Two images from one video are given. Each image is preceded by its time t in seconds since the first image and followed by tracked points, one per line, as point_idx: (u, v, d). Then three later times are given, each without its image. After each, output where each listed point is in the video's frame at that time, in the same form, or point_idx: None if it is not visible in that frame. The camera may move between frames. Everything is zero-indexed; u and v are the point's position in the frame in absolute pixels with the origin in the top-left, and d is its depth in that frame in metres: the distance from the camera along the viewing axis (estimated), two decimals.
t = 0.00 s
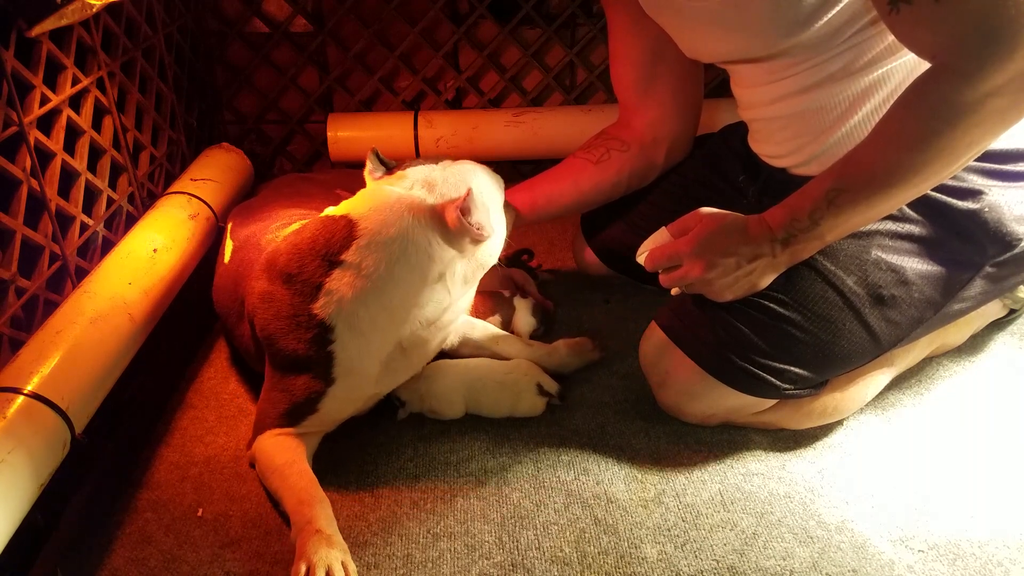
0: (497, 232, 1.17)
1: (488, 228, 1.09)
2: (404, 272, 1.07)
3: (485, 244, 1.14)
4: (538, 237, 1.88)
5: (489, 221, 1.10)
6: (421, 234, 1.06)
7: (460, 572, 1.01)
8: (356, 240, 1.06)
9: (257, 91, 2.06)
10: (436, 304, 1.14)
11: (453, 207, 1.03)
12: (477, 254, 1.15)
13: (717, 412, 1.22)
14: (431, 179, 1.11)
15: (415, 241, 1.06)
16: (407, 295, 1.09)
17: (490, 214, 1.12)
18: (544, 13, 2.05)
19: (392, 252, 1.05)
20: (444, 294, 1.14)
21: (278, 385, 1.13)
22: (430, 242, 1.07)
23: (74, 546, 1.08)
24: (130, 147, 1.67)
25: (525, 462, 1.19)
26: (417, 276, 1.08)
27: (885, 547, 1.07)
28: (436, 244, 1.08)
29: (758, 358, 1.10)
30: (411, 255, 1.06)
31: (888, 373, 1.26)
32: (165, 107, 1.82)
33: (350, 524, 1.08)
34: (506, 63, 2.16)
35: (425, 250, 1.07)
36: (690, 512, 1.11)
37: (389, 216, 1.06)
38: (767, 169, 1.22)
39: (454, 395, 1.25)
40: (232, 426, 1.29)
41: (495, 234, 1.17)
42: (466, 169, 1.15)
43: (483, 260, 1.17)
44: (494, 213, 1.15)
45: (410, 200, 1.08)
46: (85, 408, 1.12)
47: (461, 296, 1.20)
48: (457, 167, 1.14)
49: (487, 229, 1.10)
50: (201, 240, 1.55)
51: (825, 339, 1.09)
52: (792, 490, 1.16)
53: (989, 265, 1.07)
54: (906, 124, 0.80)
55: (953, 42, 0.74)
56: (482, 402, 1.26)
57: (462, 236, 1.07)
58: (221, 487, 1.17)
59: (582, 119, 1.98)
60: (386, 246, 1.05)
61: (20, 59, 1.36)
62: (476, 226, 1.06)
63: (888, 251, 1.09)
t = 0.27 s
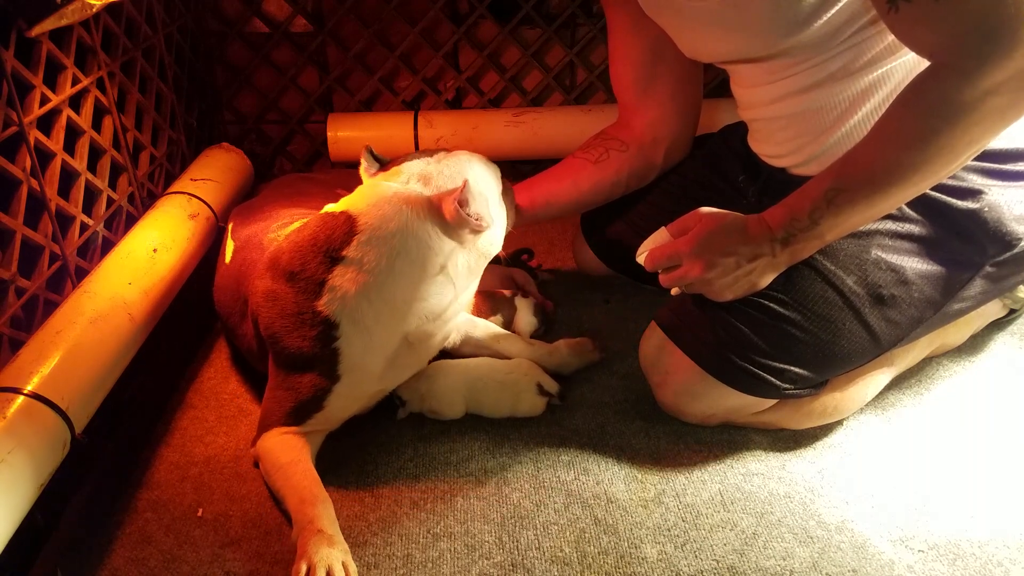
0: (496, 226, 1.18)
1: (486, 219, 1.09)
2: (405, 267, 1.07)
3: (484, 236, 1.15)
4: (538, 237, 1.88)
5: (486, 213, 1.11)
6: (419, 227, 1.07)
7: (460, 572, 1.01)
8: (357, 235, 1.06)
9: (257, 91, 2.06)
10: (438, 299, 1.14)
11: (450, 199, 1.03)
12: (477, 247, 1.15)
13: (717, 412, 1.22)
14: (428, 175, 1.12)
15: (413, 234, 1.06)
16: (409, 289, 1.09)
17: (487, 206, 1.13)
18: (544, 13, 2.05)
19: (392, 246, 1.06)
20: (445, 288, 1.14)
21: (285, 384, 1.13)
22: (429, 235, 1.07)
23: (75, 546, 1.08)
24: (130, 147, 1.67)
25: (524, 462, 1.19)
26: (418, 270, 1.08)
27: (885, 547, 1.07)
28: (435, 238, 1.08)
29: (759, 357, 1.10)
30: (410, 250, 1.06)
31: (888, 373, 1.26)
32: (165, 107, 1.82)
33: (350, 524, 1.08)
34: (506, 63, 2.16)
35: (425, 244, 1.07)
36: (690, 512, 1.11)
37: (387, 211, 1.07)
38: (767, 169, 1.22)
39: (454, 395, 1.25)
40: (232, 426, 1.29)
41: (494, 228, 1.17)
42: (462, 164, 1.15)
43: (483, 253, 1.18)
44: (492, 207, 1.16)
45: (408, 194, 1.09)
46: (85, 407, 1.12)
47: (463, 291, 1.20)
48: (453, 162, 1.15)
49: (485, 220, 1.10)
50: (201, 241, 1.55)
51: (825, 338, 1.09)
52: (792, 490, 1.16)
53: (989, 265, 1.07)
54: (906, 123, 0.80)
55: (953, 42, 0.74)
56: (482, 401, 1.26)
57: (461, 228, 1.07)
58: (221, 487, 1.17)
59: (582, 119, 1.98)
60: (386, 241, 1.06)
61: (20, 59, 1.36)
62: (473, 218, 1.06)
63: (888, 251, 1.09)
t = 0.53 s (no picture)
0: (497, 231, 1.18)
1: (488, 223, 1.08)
2: (407, 269, 1.06)
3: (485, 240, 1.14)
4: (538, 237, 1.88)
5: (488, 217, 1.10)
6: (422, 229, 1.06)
7: (460, 572, 1.01)
8: (359, 236, 1.06)
9: (257, 91, 2.06)
10: (439, 302, 1.13)
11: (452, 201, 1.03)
12: (478, 251, 1.15)
13: (717, 412, 1.22)
14: (431, 178, 1.12)
15: (416, 236, 1.05)
16: (410, 291, 1.08)
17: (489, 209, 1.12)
18: (544, 13, 2.05)
19: (394, 248, 1.05)
20: (447, 291, 1.13)
21: (286, 383, 1.13)
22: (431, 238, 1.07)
23: (75, 545, 1.08)
24: (130, 147, 1.67)
25: (524, 462, 1.19)
26: (420, 272, 1.07)
27: (885, 547, 1.07)
28: (438, 240, 1.07)
29: (759, 358, 1.10)
30: (412, 252, 1.06)
31: (888, 373, 1.26)
32: (166, 107, 1.82)
33: (350, 524, 1.08)
34: (506, 63, 2.16)
35: (427, 246, 1.06)
36: (690, 512, 1.11)
37: (390, 212, 1.07)
38: (767, 169, 1.22)
39: (454, 395, 1.24)
40: (232, 426, 1.29)
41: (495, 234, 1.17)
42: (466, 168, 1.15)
43: (485, 258, 1.17)
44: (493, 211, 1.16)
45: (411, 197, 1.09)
46: (85, 408, 1.12)
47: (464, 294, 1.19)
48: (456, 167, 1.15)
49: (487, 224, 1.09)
50: (201, 240, 1.55)
51: (825, 339, 1.09)
52: (792, 491, 1.16)
53: (989, 265, 1.08)
54: (905, 122, 0.80)
55: (952, 42, 0.74)
56: (482, 402, 1.25)
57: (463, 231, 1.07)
58: (221, 487, 1.17)
59: (582, 119, 1.97)
60: (388, 242, 1.05)
61: (20, 60, 1.36)
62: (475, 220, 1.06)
63: (889, 251, 1.09)
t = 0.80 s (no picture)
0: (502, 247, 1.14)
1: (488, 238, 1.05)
2: (399, 278, 1.05)
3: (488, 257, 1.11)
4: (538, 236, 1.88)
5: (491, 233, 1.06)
6: (416, 241, 1.04)
7: (460, 572, 1.01)
8: (354, 244, 1.06)
9: (257, 91, 2.06)
10: (434, 313, 1.12)
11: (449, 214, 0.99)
12: (479, 267, 1.11)
13: (717, 412, 1.22)
14: (435, 188, 1.09)
15: (409, 247, 1.04)
16: (403, 301, 1.07)
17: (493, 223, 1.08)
18: (544, 13, 2.05)
19: (386, 257, 1.04)
20: (442, 304, 1.11)
21: (285, 384, 1.13)
22: (426, 249, 1.05)
23: (75, 545, 1.08)
24: (130, 147, 1.67)
25: (524, 462, 1.19)
26: (413, 283, 1.06)
27: (885, 547, 1.07)
28: (433, 252, 1.05)
29: (758, 359, 1.10)
30: (406, 262, 1.05)
31: (888, 373, 1.26)
32: (166, 107, 1.82)
33: (350, 524, 1.08)
34: (506, 63, 2.16)
35: (421, 257, 1.05)
36: (690, 512, 1.11)
37: (387, 220, 1.06)
38: (767, 169, 1.22)
39: (454, 396, 1.25)
40: (232, 426, 1.29)
41: (500, 250, 1.14)
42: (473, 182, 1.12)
43: (486, 274, 1.14)
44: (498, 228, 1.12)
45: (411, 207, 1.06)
46: (85, 408, 1.12)
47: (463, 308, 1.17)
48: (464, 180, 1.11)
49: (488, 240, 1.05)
50: (201, 240, 1.55)
51: (825, 339, 1.09)
52: (792, 490, 1.16)
53: (990, 265, 1.08)
54: (906, 121, 0.80)
55: (952, 42, 0.74)
56: (482, 402, 1.25)
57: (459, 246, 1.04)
58: (221, 487, 1.17)
59: (582, 119, 1.97)
60: (381, 251, 1.04)
61: (20, 59, 1.36)
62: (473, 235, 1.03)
63: (889, 252, 1.09)
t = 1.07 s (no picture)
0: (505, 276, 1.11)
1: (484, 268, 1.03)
2: (388, 294, 1.05)
3: (487, 285, 1.09)
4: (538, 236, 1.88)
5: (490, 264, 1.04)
6: (407, 262, 1.04)
7: (460, 572, 1.01)
8: (344, 255, 1.06)
9: (257, 91, 2.05)
10: (423, 333, 1.11)
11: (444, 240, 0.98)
12: (475, 296, 1.09)
13: (717, 412, 1.22)
14: (438, 207, 1.05)
15: (399, 266, 1.04)
16: (391, 318, 1.07)
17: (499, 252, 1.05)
18: (544, 13, 2.04)
19: (376, 273, 1.04)
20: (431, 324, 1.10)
21: (274, 385, 1.13)
22: (416, 269, 1.05)
23: (75, 545, 1.08)
24: (130, 147, 1.67)
25: (524, 462, 1.19)
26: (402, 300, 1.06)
27: (885, 547, 1.07)
28: (424, 273, 1.05)
29: (758, 358, 1.10)
30: (395, 280, 1.05)
31: (888, 374, 1.26)
32: (166, 107, 1.82)
33: (350, 525, 1.08)
34: (506, 63, 2.16)
35: (412, 277, 1.05)
36: (690, 512, 1.11)
37: (379, 233, 1.06)
38: (767, 169, 1.22)
39: (454, 396, 1.25)
40: (232, 426, 1.29)
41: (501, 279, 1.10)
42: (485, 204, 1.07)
43: (483, 302, 1.11)
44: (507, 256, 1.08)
45: (409, 227, 1.05)
46: (85, 407, 1.12)
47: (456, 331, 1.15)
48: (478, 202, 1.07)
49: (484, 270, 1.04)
50: (201, 241, 1.55)
51: (825, 339, 1.09)
52: (792, 490, 1.16)
53: (990, 266, 1.08)
54: (907, 124, 0.80)
55: (953, 42, 0.74)
56: (482, 403, 1.25)
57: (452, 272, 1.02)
58: (221, 487, 1.17)
59: (582, 119, 1.97)
60: (371, 266, 1.05)
61: (20, 59, 1.36)
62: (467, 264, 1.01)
63: (890, 252, 1.09)
